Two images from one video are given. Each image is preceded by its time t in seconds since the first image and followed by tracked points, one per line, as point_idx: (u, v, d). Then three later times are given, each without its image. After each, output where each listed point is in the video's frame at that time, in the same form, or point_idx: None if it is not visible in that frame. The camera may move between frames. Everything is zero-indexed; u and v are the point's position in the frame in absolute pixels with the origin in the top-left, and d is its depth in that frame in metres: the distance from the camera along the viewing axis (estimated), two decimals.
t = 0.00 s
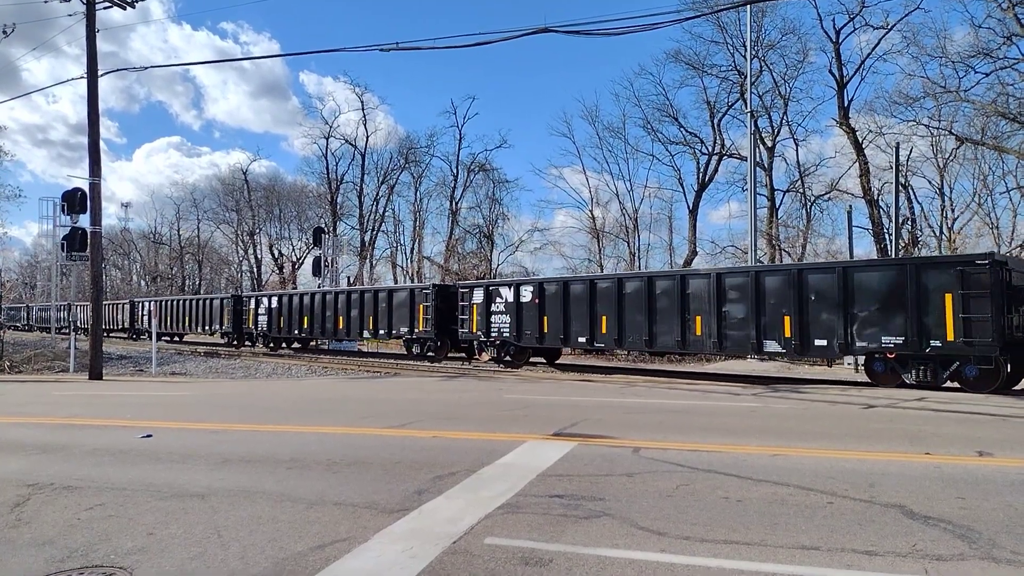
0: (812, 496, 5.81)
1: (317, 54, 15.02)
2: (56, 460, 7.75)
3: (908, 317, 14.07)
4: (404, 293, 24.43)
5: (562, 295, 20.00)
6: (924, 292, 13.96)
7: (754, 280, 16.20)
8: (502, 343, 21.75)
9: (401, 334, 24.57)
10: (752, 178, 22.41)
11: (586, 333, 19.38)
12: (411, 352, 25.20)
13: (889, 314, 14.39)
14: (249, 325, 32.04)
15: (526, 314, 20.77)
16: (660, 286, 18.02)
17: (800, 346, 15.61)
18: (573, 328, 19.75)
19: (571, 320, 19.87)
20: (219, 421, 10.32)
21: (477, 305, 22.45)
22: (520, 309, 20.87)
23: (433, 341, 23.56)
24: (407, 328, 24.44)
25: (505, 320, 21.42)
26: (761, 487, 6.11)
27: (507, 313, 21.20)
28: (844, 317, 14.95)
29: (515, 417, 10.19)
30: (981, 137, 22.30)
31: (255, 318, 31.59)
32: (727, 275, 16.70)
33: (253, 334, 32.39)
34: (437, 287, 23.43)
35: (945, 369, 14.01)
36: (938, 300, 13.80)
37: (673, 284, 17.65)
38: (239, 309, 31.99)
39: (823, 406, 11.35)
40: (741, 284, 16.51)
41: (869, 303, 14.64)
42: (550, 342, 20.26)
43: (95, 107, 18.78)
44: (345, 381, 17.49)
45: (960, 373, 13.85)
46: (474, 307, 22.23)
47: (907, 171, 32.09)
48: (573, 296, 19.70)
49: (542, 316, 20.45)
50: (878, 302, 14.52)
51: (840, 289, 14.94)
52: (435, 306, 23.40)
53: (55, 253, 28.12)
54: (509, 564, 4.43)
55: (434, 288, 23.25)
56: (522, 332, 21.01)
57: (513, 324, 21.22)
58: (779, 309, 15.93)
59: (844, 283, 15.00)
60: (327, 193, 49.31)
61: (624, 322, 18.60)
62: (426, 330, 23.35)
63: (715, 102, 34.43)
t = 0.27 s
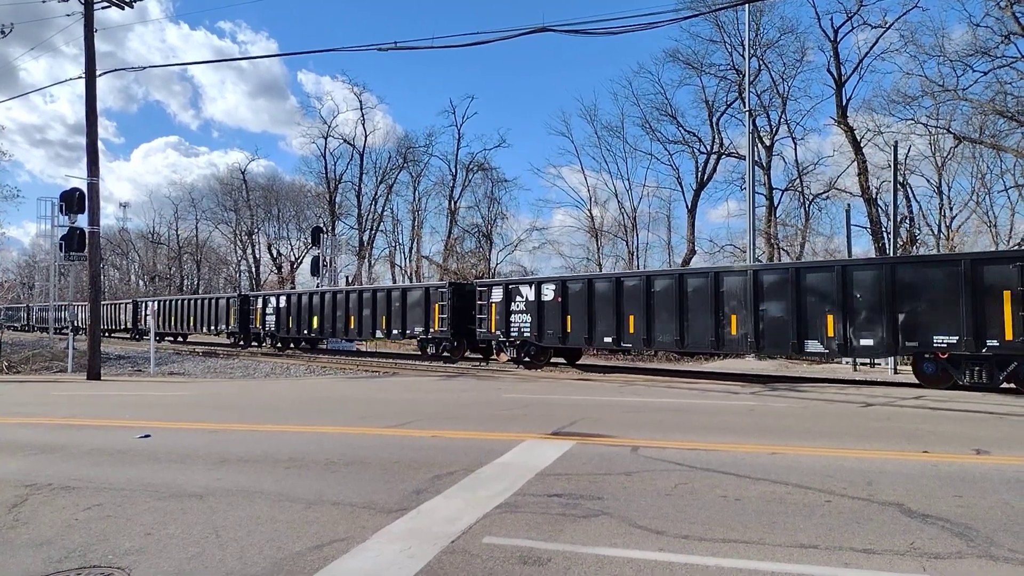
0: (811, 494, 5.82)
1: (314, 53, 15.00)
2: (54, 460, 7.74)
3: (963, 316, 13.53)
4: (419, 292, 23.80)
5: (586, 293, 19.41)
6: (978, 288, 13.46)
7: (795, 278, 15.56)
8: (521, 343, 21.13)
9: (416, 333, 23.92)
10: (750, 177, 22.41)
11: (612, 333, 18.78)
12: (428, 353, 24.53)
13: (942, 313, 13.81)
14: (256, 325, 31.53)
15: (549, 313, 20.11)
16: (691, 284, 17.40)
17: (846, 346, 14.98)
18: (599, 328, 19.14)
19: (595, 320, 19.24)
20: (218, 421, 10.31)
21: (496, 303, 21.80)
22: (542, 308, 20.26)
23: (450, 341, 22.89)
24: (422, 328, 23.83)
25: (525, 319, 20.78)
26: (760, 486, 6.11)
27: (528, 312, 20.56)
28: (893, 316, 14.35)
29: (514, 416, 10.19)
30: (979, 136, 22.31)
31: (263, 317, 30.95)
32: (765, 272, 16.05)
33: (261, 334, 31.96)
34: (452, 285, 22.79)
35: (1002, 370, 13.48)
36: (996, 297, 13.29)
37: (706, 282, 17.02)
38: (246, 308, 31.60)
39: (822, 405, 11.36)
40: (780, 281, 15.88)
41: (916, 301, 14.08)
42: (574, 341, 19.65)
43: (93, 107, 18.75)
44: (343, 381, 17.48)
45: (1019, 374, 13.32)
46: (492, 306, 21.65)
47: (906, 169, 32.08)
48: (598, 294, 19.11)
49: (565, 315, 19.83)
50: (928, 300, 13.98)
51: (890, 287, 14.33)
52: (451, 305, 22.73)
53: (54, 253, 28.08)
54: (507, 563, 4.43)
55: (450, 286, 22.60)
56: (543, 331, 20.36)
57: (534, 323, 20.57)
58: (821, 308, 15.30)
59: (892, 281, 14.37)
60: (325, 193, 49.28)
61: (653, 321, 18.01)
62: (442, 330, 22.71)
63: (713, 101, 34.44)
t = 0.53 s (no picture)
0: (811, 496, 5.81)
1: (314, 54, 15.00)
2: (54, 461, 7.73)
3: None
4: (436, 292, 23.27)
5: (614, 293, 18.81)
6: None
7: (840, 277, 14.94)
8: (545, 344, 20.56)
9: (434, 334, 23.36)
10: (750, 178, 22.40)
11: (642, 335, 18.17)
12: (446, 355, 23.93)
13: (1000, 312, 13.22)
14: (265, 325, 31.09)
15: (574, 314, 19.57)
16: (727, 284, 16.79)
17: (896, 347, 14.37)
18: (628, 329, 18.53)
19: (624, 321, 18.63)
20: (218, 422, 10.31)
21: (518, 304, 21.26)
22: (566, 309, 19.71)
23: (468, 342, 22.32)
24: (439, 329, 23.26)
25: (549, 319, 20.22)
26: (760, 487, 6.11)
27: (552, 313, 20.00)
28: (947, 316, 13.74)
29: (514, 417, 10.19)
30: (980, 137, 22.31)
31: (272, 317, 30.40)
32: (808, 271, 15.42)
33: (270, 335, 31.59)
34: (470, 286, 22.24)
35: None
36: None
37: (744, 282, 16.41)
38: (256, 309, 31.21)
39: (822, 406, 11.36)
40: (823, 280, 15.26)
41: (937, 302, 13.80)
42: (601, 343, 19.06)
43: (93, 108, 18.76)
44: (343, 381, 17.48)
45: None
46: (514, 307, 21.14)
47: (906, 171, 32.06)
48: (627, 295, 18.50)
49: (591, 316, 19.30)
50: (986, 300, 13.36)
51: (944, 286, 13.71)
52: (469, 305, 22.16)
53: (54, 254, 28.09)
54: (508, 564, 4.43)
55: (468, 286, 22.06)
56: (568, 333, 19.80)
57: (558, 323, 20.01)
58: (868, 309, 14.68)
59: (946, 279, 13.78)
60: (326, 193, 49.29)
61: (687, 322, 17.41)
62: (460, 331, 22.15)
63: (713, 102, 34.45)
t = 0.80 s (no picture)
0: (811, 496, 5.81)
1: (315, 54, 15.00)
2: (54, 460, 7.73)
3: None
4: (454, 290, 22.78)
5: (644, 292, 18.24)
6: None
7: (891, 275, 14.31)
8: (570, 345, 20.07)
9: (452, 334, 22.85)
10: (751, 178, 22.38)
11: (674, 336, 17.57)
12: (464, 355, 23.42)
13: None
14: (275, 325, 30.81)
15: (601, 313, 19.12)
16: (766, 282, 16.18)
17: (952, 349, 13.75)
18: (659, 330, 17.95)
19: (655, 321, 18.05)
20: (218, 421, 10.30)
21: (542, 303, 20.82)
22: (594, 308, 19.26)
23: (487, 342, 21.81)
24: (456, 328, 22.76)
25: (574, 319, 19.77)
26: (760, 487, 6.11)
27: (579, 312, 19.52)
28: (1009, 316, 13.14)
29: (514, 417, 10.19)
30: (981, 138, 22.30)
31: (283, 317, 30.14)
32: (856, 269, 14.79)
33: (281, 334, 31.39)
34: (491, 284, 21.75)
35: None
36: None
37: (785, 280, 15.78)
38: (266, 309, 30.93)
39: (822, 406, 11.35)
40: (872, 279, 14.63)
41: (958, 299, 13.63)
42: (630, 343, 18.53)
43: (94, 107, 18.77)
44: (343, 381, 17.48)
45: None
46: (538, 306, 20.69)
47: (907, 171, 32.06)
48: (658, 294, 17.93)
49: (620, 314, 18.81)
50: None
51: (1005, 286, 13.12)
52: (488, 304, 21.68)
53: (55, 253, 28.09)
54: (508, 563, 4.43)
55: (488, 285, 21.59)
56: (595, 333, 19.34)
57: (584, 323, 19.55)
58: (922, 309, 14.05)
59: (1007, 278, 13.18)
60: (327, 193, 49.31)
61: (722, 322, 16.80)
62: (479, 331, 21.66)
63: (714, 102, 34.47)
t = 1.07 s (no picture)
0: (812, 494, 5.81)
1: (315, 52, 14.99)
2: (55, 459, 7.73)
3: None
4: (475, 289, 22.38)
5: (677, 290, 17.56)
6: None
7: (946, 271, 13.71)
8: (597, 344, 19.46)
9: (472, 333, 22.49)
10: (752, 176, 22.35)
11: (710, 336, 16.90)
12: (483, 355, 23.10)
13: None
14: (286, 325, 30.60)
15: (631, 312, 18.47)
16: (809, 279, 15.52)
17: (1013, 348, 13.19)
18: (693, 329, 17.28)
19: (689, 319, 17.39)
20: (219, 420, 10.30)
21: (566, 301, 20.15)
22: (622, 306, 18.63)
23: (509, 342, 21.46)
24: (476, 328, 22.40)
25: (601, 317, 19.14)
26: (761, 485, 6.11)
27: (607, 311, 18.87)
28: None
29: (514, 416, 10.18)
30: (982, 135, 22.26)
31: (294, 317, 29.89)
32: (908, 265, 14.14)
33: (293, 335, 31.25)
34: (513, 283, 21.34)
35: None
36: None
37: (831, 277, 15.13)
38: (276, 308, 30.72)
39: (823, 405, 11.34)
40: (925, 275, 14.02)
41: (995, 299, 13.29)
42: (662, 343, 17.87)
43: (94, 107, 18.77)
44: (344, 380, 17.48)
45: None
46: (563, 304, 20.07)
47: (908, 169, 32.01)
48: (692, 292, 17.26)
49: (651, 313, 18.12)
50: None
51: None
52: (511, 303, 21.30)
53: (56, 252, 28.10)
54: (509, 563, 4.43)
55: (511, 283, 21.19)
56: (624, 333, 18.70)
57: (612, 322, 18.91)
58: (978, 306, 13.47)
59: None
60: (327, 192, 49.30)
61: (761, 321, 16.13)
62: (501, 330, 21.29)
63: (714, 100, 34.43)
